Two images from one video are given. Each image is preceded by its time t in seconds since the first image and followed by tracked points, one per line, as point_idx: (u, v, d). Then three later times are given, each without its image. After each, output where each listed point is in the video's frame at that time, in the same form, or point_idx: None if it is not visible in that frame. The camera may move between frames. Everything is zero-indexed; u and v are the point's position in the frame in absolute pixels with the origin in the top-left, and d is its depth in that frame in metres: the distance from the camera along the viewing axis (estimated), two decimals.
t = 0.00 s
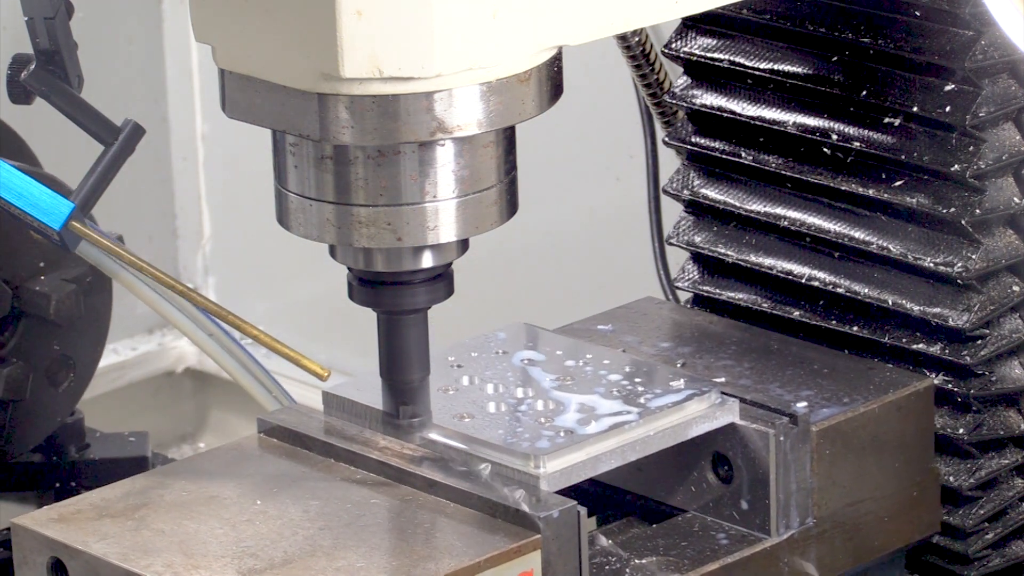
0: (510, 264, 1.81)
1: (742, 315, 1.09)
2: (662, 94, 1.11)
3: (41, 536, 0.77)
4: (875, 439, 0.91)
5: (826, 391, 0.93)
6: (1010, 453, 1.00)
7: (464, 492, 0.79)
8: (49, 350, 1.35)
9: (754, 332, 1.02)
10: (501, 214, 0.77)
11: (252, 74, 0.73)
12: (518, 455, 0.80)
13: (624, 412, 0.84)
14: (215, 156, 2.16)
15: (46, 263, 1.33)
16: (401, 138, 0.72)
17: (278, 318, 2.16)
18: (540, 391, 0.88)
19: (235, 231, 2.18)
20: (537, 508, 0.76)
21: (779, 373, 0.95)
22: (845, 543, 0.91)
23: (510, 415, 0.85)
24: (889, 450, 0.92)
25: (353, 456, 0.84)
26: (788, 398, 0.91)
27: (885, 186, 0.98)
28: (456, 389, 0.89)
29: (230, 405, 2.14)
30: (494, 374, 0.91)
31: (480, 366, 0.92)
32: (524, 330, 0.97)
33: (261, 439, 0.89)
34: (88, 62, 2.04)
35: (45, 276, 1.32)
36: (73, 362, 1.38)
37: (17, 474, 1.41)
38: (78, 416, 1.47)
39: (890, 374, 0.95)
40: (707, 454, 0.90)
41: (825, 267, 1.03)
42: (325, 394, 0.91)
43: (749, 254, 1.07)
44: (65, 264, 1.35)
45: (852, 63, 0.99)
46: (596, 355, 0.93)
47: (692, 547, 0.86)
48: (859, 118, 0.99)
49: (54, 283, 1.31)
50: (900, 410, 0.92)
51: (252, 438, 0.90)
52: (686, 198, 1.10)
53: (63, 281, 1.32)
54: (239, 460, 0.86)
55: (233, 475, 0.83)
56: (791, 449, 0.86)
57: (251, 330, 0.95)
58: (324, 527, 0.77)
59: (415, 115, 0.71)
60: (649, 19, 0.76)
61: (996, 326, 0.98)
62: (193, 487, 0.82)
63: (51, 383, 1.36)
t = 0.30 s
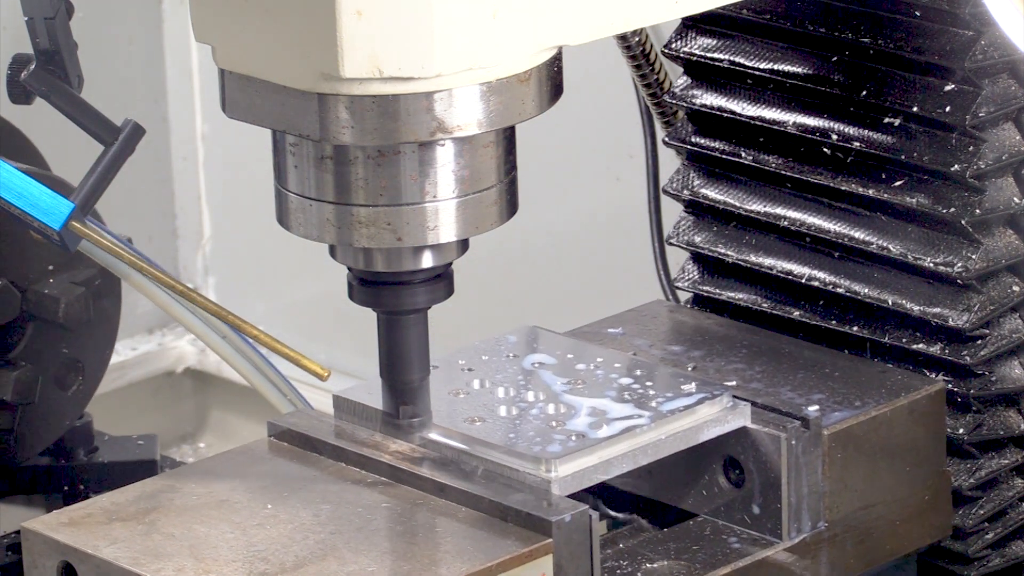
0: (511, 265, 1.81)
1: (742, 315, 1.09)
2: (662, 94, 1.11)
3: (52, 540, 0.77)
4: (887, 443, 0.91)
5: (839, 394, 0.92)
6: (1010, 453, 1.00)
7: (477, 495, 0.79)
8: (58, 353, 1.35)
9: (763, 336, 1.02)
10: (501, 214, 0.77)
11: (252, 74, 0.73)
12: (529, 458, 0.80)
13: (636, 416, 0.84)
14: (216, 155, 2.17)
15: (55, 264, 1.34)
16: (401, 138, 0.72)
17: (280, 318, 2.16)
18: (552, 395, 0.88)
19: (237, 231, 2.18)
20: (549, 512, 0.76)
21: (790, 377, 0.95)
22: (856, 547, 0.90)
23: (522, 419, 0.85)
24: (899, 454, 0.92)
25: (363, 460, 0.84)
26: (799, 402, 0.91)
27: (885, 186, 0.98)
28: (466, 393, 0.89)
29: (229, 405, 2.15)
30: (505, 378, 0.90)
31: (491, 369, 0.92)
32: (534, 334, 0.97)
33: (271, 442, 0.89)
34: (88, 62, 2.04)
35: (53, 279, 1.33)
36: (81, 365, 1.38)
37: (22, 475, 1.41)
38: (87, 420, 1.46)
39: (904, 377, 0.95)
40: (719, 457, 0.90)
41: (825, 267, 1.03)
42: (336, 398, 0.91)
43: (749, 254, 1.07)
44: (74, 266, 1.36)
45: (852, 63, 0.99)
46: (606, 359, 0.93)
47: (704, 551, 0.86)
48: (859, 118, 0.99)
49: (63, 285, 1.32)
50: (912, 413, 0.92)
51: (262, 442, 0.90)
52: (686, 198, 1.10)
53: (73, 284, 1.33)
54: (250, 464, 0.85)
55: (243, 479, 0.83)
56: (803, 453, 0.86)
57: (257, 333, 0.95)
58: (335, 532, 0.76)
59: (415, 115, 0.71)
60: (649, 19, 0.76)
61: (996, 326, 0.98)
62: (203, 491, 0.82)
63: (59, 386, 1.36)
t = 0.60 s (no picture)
0: (511, 265, 1.81)
1: (742, 315, 1.09)
2: (662, 94, 1.11)
3: (62, 544, 0.77)
4: (898, 447, 0.90)
5: (849, 398, 0.92)
6: (1009, 453, 1.00)
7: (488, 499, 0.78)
8: (68, 356, 1.36)
9: (772, 339, 1.02)
10: (501, 214, 0.77)
11: (252, 74, 0.73)
12: (540, 462, 0.79)
13: (647, 420, 0.84)
14: (216, 155, 2.17)
15: (63, 267, 1.35)
16: (401, 138, 0.72)
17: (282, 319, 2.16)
18: (563, 398, 0.87)
19: (238, 231, 2.18)
20: (560, 517, 0.75)
21: (801, 380, 0.95)
22: (868, 551, 0.90)
23: (532, 422, 0.85)
24: (910, 458, 0.91)
25: (375, 464, 0.84)
26: (811, 405, 0.91)
27: (885, 186, 0.98)
28: (478, 397, 0.89)
29: (229, 405, 2.15)
30: (515, 381, 0.90)
31: (502, 373, 0.92)
32: (544, 338, 0.97)
33: (282, 446, 0.89)
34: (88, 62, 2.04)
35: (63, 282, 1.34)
36: (90, 368, 1.39)
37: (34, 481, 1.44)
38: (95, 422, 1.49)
39: (918, 381, 0.94)
40: (730, 462, 0.90)
41: (826, 267, 1.03)
42: (347, 401, 0.90)
43: (749, 254, 1.07)
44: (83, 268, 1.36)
45: (852, 63, 0.99)
46: (617, 363, 0.93)
47: (716, 555, 0.86)
48: (859, 118, 0.99)
49: (73, 288, 1.33)
50: (923, 416, 0.91)
51: (273, 445, 0.89)
52: (686, 198, 1.09)
53: (82, 287, 1.34)
54: (260, 468, 0.85)
55: (253, 483, 0.83)
56: (814, 458, 0.86)
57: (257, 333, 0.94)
58: (347, 536, 0.76)
59: (414, 115, 0.71)
60: (648, 19, 0.76)
61: (996, 326, 0.98)
62: (214, 495, 0.81)
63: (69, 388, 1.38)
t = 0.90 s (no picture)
0: (511, 265, 1.81)
1: (742, 315, 1.09)
2: (662, 94, 1.11)
3: (72, 548, 0.76)
4: (909, 450, 0.90)
5: (861, 401, 0.92)
6: (1010, 453, 1.00)
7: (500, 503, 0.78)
8: (75, 361, 1.40)
9: (781, 342, 1.02)
10: (501, 214, 0.77)
11: (252, 74, 0.73)
12: (552, 466, 0.79)
13: (659, 424, 0.84)
14: (216, 155, 2.17)
15: (70, 269, 1.40)
16: (402, 138, 0.72)
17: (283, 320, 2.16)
18: (574, 402, 0.87)
19: (238, 232, 2.17)
20: (571, 521, 0.75)
21: (813, 384, 0.95)
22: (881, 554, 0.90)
23: (544, 426, 0.85)
24: (921, 462, 0.91)
25: (388, 468, 0.83)
26: (823, 408, 0.91)
27: (885, 186, 0.98)
28: (489, 400, 0.88)
29: (230, 405, 2.15)
30: (526, 385, 0.90)
31: (513, 376, 0.91)
32: (556, 341, 0.97)
33: (292, 451, 0.88)
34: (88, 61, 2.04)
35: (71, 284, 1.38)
36: (99, 371, 1.43)
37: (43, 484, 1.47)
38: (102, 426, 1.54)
39: (929, 384, 0.94)
40: (742, 466, 0.90)
41: (826, 267, 1.03)
42: (357, 405, 0.90)
43: (749, 254, 1.07)
44: (88, 271, 1.41)
45: (852, 63, 0.99)
46: (628, 366, 0.93)
47: (727, 560, 0.86)
48: (859, 118, 0.99)
49: (80, 290, 1.37)
50: (936, 420, 0.91)
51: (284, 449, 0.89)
52: (686, 198, 1.10)
53: (90, 290, 1.38)
54: (270, 471, 0.85)
55: (263, 486, 0.82)
56: (827, 462, 0.86)
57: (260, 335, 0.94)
58: (359, 540, 0.76)
59: (414, 115, 0.71)
60: (649, 19, 0.76)
61: (996, 326, 0.98)
62: (224, 499, 0.81)
63: (77, 392, 1.41)
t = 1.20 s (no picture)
0: (512, 266, 1.81)
1: (742, 315, 1.09)
2: (662, 94, 1.11)
3: (83, 552, 0.76)
4: (921, 453, 0.90)
5: (874, 404, 0.92)
6: (1009, 453, 1.00)
7: (511, 507, 0.78)
8: (85, 364, 1.41)
9: (789, 345, 1.02)
10: (501, 214, 0.77)
11: (252, 74, 0.73)
12: (563, 470, 0.79)
13: (671, 427, 0.84)
14: (216, 155, 2.17)
15: (81, 272, 1.41)
16: (401, 138, 0.72)
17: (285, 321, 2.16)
18: (586, 405, 0.87)
19: (239, 232, 2.17)
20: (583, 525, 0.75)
21: (825, 388, 0.95)
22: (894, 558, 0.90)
23: (555, 430, 0.84)
24: (934, 465, 0.91)
25: (400, 471, 0.83)
26: (834, 412, 0.91)
27: (885, 186, 0.98)
28: (500, 404, 0.88)
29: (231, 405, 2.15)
30: (538, 388, 0.90)
31: (524, 380, 0.91)
32: (569, 344, 0.97)
33: (302, 454, 0.88)
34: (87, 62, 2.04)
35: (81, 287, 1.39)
36: (108, 376, 1.43)
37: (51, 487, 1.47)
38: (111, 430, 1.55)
39: (940, 387, 0.95)
40: (753, 469, 0.90)
41: (826, 267, 1.03)
42: (367, 408, 0.90)
43: (749, 254, 1.07)
44: (100, 272, 1.42)
45: (852, 63, 0.99)
46: (640, 370, 0.93)
47: (739, 563, 0.86)
48: (859, 118, 0.99)
49: (88, 292, 1.38)
50: (948, 423, 0.91)
51: (294, 453, 0.89)
52: (686, 198, 1.10)
53: (100, 293, 1.38)
54: (280, 474, 0.84)
55: (273, 490, 0.82)
56: (839, 465, 0.86)
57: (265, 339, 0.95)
58: (369, 544, 0.76)
59: (414, 115, 0.71)
60: (649, 19, 0.76)
61: (996, 326, 0.98)
62: (235, 503, 0.81)
63: (87, 397, 1.42)
